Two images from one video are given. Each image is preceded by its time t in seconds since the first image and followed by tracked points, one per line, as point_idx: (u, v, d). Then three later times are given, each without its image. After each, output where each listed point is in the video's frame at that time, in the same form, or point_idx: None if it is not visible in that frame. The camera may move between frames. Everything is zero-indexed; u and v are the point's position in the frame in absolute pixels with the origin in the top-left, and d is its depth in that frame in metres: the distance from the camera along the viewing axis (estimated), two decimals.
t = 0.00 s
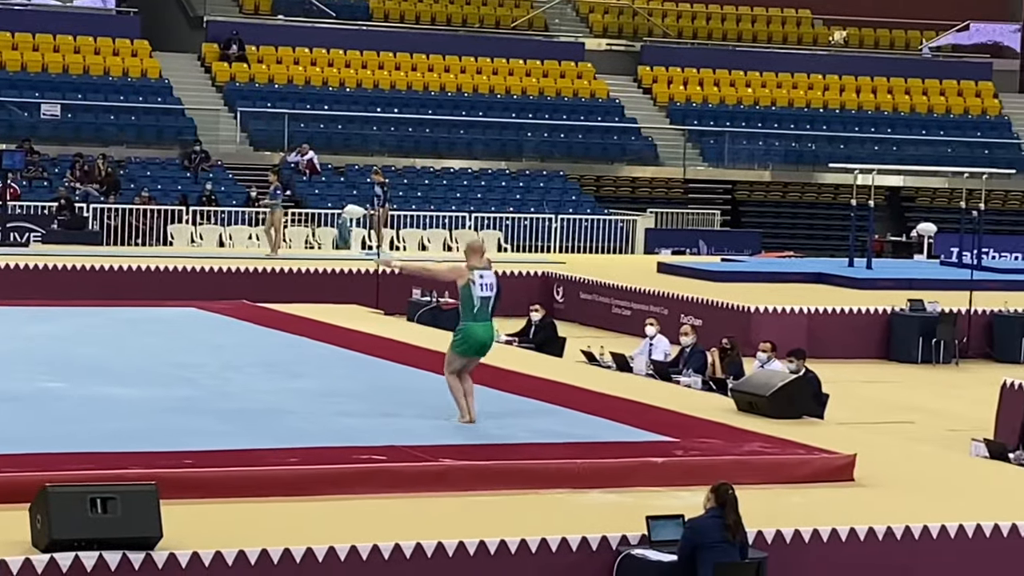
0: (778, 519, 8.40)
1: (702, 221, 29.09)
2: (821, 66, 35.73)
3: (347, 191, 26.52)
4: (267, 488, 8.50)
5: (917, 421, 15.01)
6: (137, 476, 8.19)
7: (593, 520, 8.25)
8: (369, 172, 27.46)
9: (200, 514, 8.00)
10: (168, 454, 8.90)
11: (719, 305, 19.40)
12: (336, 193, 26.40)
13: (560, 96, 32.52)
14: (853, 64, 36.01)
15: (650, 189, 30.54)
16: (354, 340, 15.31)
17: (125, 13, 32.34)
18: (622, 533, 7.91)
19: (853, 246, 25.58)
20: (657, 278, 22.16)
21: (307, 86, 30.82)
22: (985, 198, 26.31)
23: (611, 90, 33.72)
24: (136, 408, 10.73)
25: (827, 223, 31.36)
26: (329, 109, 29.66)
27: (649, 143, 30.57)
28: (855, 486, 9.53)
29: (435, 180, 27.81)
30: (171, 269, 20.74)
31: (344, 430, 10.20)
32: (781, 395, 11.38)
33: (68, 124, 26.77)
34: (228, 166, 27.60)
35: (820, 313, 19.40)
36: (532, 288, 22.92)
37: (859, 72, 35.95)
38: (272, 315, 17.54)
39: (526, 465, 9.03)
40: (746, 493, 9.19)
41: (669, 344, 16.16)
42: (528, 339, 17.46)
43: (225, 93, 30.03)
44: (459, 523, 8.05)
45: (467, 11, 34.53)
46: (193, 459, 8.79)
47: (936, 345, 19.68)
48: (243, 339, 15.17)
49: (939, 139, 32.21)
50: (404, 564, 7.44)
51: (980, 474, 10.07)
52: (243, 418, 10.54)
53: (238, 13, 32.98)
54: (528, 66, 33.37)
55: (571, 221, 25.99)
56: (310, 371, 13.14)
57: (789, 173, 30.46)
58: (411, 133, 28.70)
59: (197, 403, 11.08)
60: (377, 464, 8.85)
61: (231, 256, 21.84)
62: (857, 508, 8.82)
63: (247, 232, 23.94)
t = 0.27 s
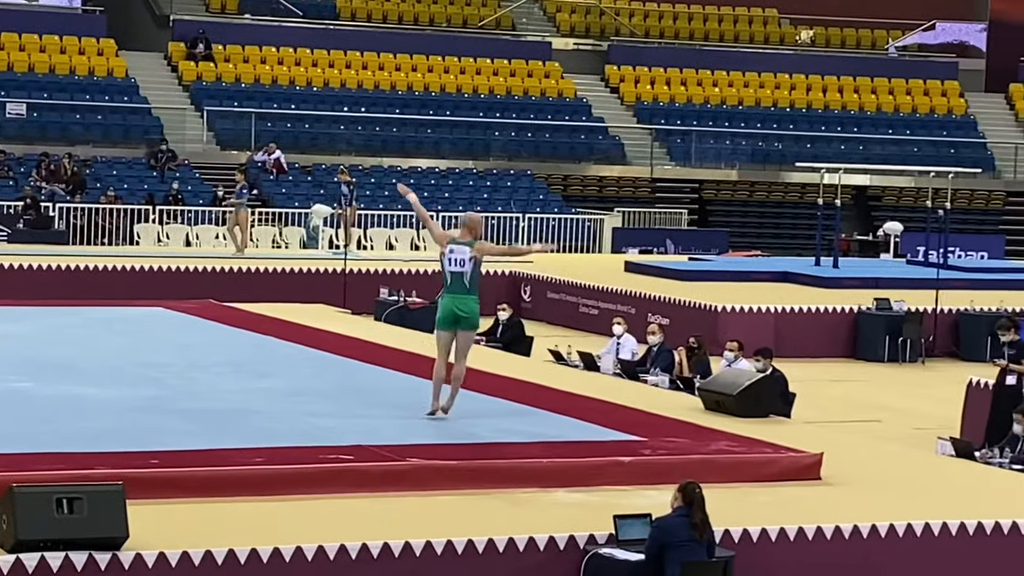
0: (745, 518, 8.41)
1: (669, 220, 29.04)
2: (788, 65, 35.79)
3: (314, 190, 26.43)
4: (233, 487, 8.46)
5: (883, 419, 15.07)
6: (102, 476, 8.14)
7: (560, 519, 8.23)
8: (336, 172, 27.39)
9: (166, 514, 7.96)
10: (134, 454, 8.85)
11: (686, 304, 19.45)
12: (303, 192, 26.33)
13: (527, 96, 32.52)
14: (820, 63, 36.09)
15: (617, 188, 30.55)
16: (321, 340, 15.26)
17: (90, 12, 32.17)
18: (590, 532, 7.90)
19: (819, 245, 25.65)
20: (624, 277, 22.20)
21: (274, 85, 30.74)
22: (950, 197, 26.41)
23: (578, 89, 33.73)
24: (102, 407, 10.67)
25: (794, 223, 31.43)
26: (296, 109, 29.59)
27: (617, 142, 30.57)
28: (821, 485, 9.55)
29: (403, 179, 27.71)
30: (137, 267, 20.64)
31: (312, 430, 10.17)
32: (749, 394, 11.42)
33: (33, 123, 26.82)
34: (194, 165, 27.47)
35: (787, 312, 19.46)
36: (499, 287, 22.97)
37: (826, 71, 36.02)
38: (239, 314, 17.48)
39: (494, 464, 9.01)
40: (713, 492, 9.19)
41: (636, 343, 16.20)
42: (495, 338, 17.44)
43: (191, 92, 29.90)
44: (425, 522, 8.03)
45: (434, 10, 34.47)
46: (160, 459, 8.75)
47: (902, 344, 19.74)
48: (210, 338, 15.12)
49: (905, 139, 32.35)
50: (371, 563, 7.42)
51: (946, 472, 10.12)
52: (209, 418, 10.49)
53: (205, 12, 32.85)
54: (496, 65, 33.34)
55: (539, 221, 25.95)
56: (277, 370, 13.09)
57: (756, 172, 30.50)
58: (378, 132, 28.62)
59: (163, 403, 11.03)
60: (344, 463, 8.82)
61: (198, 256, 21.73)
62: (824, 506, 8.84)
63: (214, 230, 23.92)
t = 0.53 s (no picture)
0: (711, 517, 8.42)
1: (637, 221, 29.05)
2: (754, 65, 35.88)
3: (281, 190, 26.36)
4: (199, 488, 8.42)
5: (849, 418, 15.12)
6: (67, 478, 8.09)
7: (528, 519, 8.22)
8: (304, 171, 27.33)
9: (132, 515, 7.91)
10: (100, 455, 8.79)
11: (653, 304, 19.47)
12: (270, 192, 26.27)
13: (496, 95, 32.51)
14: (787, 64, 36.17)
15: (584, 186, 30.38)
16: (288, 340, 15.21)
17: (56, 12, 31.98)
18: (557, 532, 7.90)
19: (786, 245, 25.73)
20: (592, 277, 22.21)
21: (242, 85, 30.66)
22: (915, 196, 26.50)
23: (546, 88, 33.74)
24: (67, 408, 10.60)
25: (761, 222, 31.53)
26: (263, 109, 29.53)
27: (585, 142, 30.58)
28: (788, 484, 9.57)
29: (370, 178, 27.69)
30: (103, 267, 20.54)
31: (279, 430, 10.13)
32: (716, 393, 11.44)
33: None
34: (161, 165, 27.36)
35: (754, 311, 19.50)
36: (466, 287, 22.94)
37: (792, 71, 36.11)
38: (205, 314, 17.40)
39: (461, 464, 9.00)
40: (680, 491, 9.19)
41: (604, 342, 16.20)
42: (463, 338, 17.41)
43: (158, 92, 29.77)
44: (393, 522, 8.00)
45: (401, 9, 34.43)
46: (126, 459, 8.70)
47: (868, 343, 19.85)
48: (176, 339, 15.05)
49: (871, 139, 32.47)
50: (338, 564, 7.39)
51: (912, 471, 10.15)
52: (175, 419, 10.44)
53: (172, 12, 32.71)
54: (463, 65, 33.33)
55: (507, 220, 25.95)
56: (244, 370, 13.04)
57: (723, 172, 30.68)
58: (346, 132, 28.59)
59: (129, 404, 10.96)
60: (310, 464, 8.79)
61: (164, 256, 21.64)
62: (790, 505, 8.85)
63: (180, 231, 23.76)
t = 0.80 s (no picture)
0: (677, 520, 8.41)
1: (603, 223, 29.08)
2: (720, 68, 35.97)
3: (246, 193, 26.27)
4: (163, 492, 8.36)
5: (815, 421, 15.15)
6: (31, 483, 8.03)
7: (494, 523, 8.20)
8: (269, 175, 27.25)
9: (96, 520, 7.85)
10: (63, 459, 8.72)
11: (619, 306, 19.48)
12: (235, 195, 26.18)
13: (462, 98, 32.49)
14: (752, 67, 36.24)
15: (551, 189, 30.43)
16: (253, 343, 15.14)
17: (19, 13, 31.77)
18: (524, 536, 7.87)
19: (752, 247, 25.78)
20: (557, 280, 22.21)
21: (207, 87, 30.56)
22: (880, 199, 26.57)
23: (512, 91, 33.74)
24: (31, 412, 10.52)
25: (726, 224, 31.68)
26: (228, 111, 29.44)
27: (549, 145, 30.17)
28: (754, 486, 9.57)
29: (336, 181, 27.66)
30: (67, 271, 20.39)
31: (244, 434, 10.08)
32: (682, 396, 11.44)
33: None
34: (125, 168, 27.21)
35: (720, 314, 19.52)
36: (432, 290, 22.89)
37: (757, 74, 36.21)
38: (169, 318, 17.30)
39: (428, 468, 8.97)
40: (646, 494, 9.19)
41: (570, 346, 16.19)
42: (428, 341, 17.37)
43: (122, 94, 29.63)
44: (358, 526, 7.97)
45: (367, 12, 34.38)
46: (90, 464, 8.64)
47: (834, 345, 19.92)
48: (140, 342, 14.96)
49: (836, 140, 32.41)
50: (304, 567, 7.36)
51: (878, 474, 10.17)
52: (140, 423, 10.37)
53: (136, 14, 32.56)
54: (429, 67, 33.30)
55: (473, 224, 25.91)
56: (209, 374, 12.97)
57: (689, 174, 30.78)
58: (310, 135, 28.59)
59: (93, 408, 10.88)
60: (276, 468, 8.74)
61: (128, 259, 21.53)
62: (756, 508, 8.86)
63: (144, 234, 23.62)
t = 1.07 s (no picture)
0: (646, 523, 8.41)
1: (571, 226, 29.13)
2: (687, 72, 36.08)
3: (214, 197, 26.20)
4: (130, 497, 8.31)
5: (783, 424, 15.19)
6: None
7: (462, 526, 8.18)
8: (236, 178, 27.18)
9: (62, 524, 7.79)
10: (30, 464, 8.67)
11: (587, 309, 19.49)
12: (203, 198, 26.10)
13: (430, 101, 32.46)
14: (720, 71, 36.35)
15: (519, 194, 30.57)
16: (222, 347, 15.09)
17: None
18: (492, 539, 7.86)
19: (720, 250, 25.83)
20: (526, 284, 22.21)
21: (174, 91, 30.47)
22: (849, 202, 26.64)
23: (480, 95, 33.74)
24: None
25: (694, 228, 31.75)
26: (196, 115, 29.35)
27: (517, 148, 30.23)
28: (723, 489, 9.58)
29: (304, 185, 27.63)
30: (33, 274, 20.27)
31: (212, 438, 10.04)
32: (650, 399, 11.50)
33: None
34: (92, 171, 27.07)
35: (689, 317, 19.56)
36: (400, 293, 22.85)
37: (725, 78, 36.33)
38: (136, 322, 17.21)
39: (396, 472, 8.95)
40: (615, 497, 9.19)
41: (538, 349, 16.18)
42: (398, 344, 17.34)
43: (89, 97, 29.49)
44: (326, 530, 7.94)
45: (334, 15, 34.30)
46: (57, 468, 8.59)
47: (801, 349, 19.98)
48: (107, 346, 14.88)
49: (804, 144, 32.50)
50: (273, 571, 7.33)
51: (846, 477, 10.20)
52: (107, 427, 10.31)
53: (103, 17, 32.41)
54: (398, 71, 33.27)
55: (442, 227, 25.91)
56: (178, 378, 12.91)
57: (657, 178, 30.85)
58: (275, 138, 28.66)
59: (60, 412, 10.82)
60: (244, 472, 8.71)
61: (95, 263, 21.43)
62: (724, 511, 8.87)
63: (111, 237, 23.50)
